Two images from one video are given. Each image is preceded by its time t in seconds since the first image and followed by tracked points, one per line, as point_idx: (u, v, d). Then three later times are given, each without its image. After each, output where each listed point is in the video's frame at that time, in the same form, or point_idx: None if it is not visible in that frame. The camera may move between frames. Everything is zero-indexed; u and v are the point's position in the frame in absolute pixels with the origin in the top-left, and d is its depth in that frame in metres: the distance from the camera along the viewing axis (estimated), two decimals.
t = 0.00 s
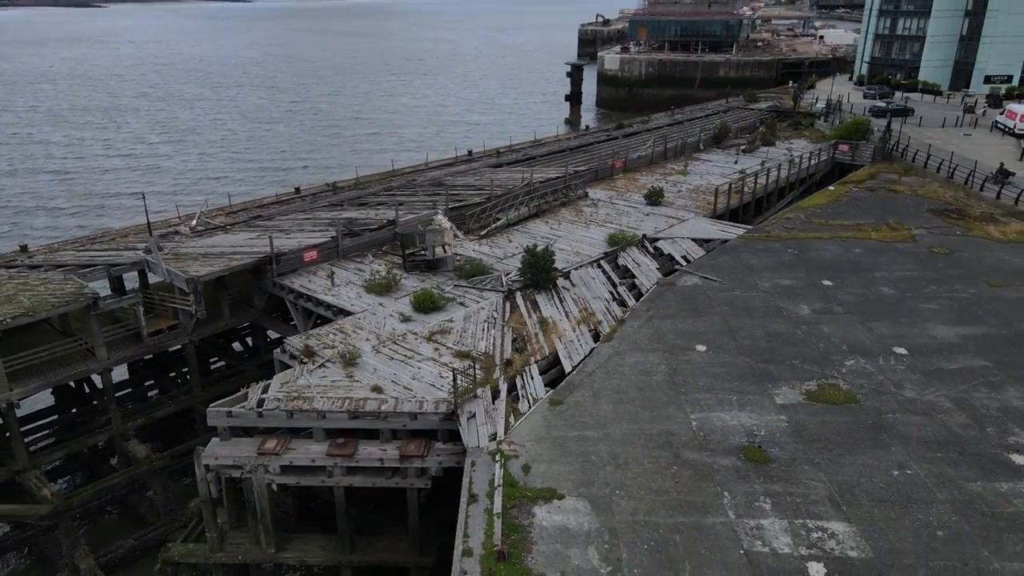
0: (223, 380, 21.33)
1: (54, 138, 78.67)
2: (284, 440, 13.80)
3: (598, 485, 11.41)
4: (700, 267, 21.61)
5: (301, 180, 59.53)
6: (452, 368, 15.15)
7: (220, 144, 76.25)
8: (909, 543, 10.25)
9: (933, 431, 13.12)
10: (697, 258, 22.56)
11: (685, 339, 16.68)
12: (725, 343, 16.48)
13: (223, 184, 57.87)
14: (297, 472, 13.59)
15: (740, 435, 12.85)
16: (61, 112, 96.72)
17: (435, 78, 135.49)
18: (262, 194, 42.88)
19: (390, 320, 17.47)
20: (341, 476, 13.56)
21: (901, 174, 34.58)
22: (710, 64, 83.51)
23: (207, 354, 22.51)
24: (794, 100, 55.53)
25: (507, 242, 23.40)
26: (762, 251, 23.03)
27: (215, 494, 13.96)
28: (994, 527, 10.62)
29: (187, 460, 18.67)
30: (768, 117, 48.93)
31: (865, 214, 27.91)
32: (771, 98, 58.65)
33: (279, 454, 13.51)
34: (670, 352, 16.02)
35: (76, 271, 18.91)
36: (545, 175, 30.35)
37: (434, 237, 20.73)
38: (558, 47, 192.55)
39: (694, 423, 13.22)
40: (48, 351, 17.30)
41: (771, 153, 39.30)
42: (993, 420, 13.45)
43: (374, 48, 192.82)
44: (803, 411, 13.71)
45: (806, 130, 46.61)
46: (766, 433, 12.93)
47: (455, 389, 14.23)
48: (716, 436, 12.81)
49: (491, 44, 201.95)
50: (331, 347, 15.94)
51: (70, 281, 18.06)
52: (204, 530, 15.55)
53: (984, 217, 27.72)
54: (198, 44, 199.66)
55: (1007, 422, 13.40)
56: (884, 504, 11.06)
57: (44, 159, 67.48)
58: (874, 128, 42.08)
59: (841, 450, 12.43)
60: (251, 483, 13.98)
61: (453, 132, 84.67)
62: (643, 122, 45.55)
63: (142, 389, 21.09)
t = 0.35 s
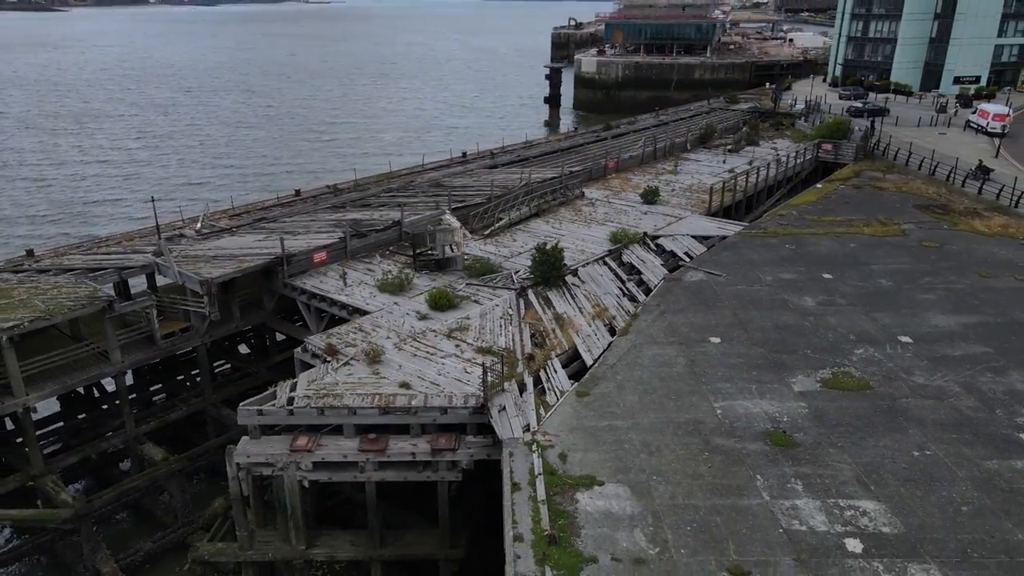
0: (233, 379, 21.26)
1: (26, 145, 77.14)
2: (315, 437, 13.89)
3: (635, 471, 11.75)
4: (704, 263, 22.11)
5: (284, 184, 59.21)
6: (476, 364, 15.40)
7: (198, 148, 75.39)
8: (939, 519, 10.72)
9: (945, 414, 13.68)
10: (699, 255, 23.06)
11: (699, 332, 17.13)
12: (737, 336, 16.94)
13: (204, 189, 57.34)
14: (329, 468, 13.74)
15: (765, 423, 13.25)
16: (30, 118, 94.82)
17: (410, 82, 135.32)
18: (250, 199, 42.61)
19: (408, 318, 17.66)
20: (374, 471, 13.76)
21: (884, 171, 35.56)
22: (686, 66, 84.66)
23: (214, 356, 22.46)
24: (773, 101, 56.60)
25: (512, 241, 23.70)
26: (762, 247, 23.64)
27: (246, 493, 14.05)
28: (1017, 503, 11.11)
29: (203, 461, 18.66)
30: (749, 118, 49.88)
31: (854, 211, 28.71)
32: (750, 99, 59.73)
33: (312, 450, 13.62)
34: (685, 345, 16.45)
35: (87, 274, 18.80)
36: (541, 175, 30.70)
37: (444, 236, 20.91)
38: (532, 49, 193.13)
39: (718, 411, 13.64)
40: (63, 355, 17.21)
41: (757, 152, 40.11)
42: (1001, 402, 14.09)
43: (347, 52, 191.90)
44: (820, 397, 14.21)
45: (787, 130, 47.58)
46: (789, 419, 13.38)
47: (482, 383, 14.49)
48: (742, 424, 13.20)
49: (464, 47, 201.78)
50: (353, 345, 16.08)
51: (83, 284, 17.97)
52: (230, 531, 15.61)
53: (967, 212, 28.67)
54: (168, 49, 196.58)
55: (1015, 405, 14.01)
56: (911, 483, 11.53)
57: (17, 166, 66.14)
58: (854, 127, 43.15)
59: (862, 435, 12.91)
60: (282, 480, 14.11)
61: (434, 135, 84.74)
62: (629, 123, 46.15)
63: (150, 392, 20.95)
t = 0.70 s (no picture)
0: (243, 380, 21.27)
1: None
2: (346, 432, 14.05)
3: (668, 456, 12.14)
4: (706, 258, 22.62)
5: (267, 188, 58.76)
6: (499, 358, 15.70)
7: (176, 153, 74.45)
8: (962, 494, 11.27)
9: (954, 397, 14.30)
10: (700, 251, 23.58)
11: (710, 324, 17.60)
12: (748, 327, 17.44)
13: (187, 194, 56.70)
14: (361, 462, 13.92)
15: (787, 409, 13.72)
16: None
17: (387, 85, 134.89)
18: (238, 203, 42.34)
19: (425, 316, 17.88)
20: (406, 463, 13.99)
21: (867, 169, 36.48)
22: (664, 68, 85.70)
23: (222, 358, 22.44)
24: (753, 102, 57.63)
25: (517, 240, 24.01)
26: (760, 243, 24.22)
27: (278, 489, 14.22)
28: None
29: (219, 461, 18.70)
30: (732, 118, 50.77)
31: (844, 207, 29.49)
32: (731, 99, 60.64)
33: (344, 446, 13.78)
34: (700, 337, 16.89)
35: (99, 276, 18.77)
36: (537, 175, 31.06)
37: (454, 235, 21.15)
38: (506, 52, 193.27)
39: (740, 398, 14.09)
40: (79, 357, 17.21)
41: (743, 151, 40.89)
42: (1006, 385, 14.75)
43: (320, 55, 190.37)
44: (835, 384, 14.75)
45: (769, 129, 48.51)
46: (808, 405, 13.88)
47: (509, 377, 14.77)
48: (765, 410, 13.66)
49: (438, 49, 201.48)
50: (376, 343, 16.28)
51: (97, 287, 17.94)
52: (258, 529, 15.76)
53: (951, 207, 29.59)
54: (137, 52, 193.45)
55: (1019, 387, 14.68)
56: (932, 462, 12.08)
57: None
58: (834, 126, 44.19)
59: (880, 418, 13.45)
60: (312, 475, 14.28)
61: (414, 138, 84.71)
62: (615, 124, 46.68)
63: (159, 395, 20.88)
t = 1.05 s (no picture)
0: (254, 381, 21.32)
1: None
2: (377, 426, 14.26)
3: (699, 441, 12.57)
4: (708, 254, 23.19)
5: (252, 192, 58.39)
6: (521, 351, 16.02)
7: (155, 158, 73.61)
8: (980, 470, 11.85)
9: (962, 380, 14.94)
10: (701, 247, 24.13)
11: (721, 316, 18.10)
12: (757, 318, 17.98)
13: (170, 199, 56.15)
14: (392, 455, 14.14)
15: (806, 395, 14.23)
16: None
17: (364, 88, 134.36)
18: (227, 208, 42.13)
19: (443, 312, 18.16)
20: (435, 455, 14.23)
21: (851, 167, 37.44)
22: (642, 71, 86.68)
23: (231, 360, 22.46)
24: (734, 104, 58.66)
25: (521, 238, 24.35)
26: (758, 239, 24.85)
27: (309, 484, 14.44)
28: None
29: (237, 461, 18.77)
30: (715, 119, 51.72)
31: (834, 204, 30.30)
32: (712, 101, 61.65)
33: (376, 439, 13.99)
34: (713, 328, 17.36)
35: (112, 278, 18.76)
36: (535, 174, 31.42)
37: (464, 233, 21.40)
38: (482, 55, 193.44)
39: (759, 385, 14.59)
40: (97, 360, 17.18)
41: (729, 151, 41.71)
42: (1008, 368, 15.44)
43: (293, 58, 188.83)
44: (847, 370, 15.33)
45: (753, 129, 49.44)
46: (825, 391, 14.41)
47: (533, 369, 15.11)
48: (786, 397, 14.14)
49: (413, 53, 201.09)
50: (398, 339, 16.51)
51: (113, 288, 17.94)
52: (284, 526, 15.92)
53: (935, 202, 30.56)
54: (107, 56, 190.41)
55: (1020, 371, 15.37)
56: (948, 442, 12.66)
57: None
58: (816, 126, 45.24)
59: (895, 401, 14.01)
60: (342, 470, 14.47)
61: (396, 141, 84.68)
62: (603, 125, 47.26)
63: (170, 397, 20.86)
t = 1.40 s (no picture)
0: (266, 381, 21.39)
1: None
2: (406, 420, 14.47)
3: (726, 427, 13.03)
4: (710, 251, 23.76)
5: (237, 197, 58.06)
6: (542, 346, 16.37)
7: (135, 164, 72.73)
8: (994, 449, 12.45)
9: (967, 366, 15.59)
10: (702, 243, 24.71)
11: (730, 310, 18.61)
12: (766, 311, 18.52)
13: (155, 204, 55.61)
14: (421, 448, 14.38)
15: (822, 382, 14.76)
16: None
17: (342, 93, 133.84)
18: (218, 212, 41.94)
19: (460, 310, 18.43)
20: (464, 447, 14.49)
21: (836, 166, 38.38)
22: (621, 74, 87.56)
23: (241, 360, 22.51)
24: (716, 105, 59.63)
25: (526, 237, 24.72)
26: (756, 235, 25.49)
27: (340, 479, 14.66)
28: None
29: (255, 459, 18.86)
30: (699, 120, 52.60)
31: (824, 201, 31.11)
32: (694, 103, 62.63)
33: (406, 433, 14.20)
34: (725, 321, 17.86)
35: (126, 281, 18.76)
36: (532, 175, 31.81)
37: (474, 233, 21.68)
38: (458, 59, 193.58)
39: (776, 374, 15.10)
40: (116, 361, 17.19)
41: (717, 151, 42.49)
42: (1008, 354, 16.15)
43: (268, 63, 187.31)
44: (858, 358, 15.92)
45: (737, 130, 50.39)
46: (839, 378, 14.98)
47: (556, 362, 15.46)
48: (803, 385, 14.66)
49: (388, 57, 200.45)
50: (420, 336, 16.76)
51: (130, 290, 17.96)
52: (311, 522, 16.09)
53: (920, 199, 31.50)
54: (76, 60, 187.34)
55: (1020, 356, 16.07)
56: (961, 423, 13.26)
57: None
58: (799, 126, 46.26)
59: (906, 387, 14.62)
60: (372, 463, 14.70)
61: (377, 145, 84.61)
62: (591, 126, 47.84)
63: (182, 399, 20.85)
